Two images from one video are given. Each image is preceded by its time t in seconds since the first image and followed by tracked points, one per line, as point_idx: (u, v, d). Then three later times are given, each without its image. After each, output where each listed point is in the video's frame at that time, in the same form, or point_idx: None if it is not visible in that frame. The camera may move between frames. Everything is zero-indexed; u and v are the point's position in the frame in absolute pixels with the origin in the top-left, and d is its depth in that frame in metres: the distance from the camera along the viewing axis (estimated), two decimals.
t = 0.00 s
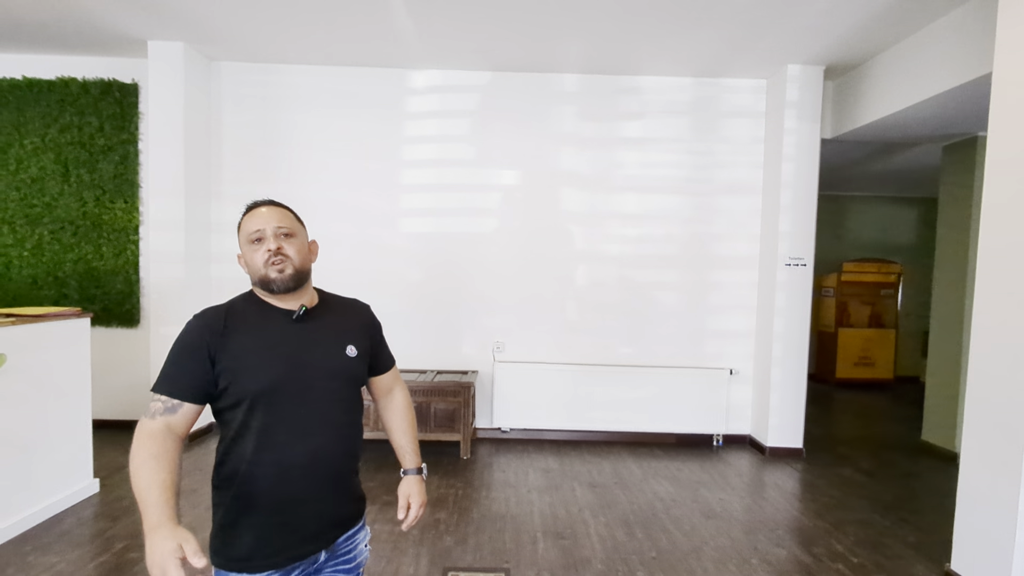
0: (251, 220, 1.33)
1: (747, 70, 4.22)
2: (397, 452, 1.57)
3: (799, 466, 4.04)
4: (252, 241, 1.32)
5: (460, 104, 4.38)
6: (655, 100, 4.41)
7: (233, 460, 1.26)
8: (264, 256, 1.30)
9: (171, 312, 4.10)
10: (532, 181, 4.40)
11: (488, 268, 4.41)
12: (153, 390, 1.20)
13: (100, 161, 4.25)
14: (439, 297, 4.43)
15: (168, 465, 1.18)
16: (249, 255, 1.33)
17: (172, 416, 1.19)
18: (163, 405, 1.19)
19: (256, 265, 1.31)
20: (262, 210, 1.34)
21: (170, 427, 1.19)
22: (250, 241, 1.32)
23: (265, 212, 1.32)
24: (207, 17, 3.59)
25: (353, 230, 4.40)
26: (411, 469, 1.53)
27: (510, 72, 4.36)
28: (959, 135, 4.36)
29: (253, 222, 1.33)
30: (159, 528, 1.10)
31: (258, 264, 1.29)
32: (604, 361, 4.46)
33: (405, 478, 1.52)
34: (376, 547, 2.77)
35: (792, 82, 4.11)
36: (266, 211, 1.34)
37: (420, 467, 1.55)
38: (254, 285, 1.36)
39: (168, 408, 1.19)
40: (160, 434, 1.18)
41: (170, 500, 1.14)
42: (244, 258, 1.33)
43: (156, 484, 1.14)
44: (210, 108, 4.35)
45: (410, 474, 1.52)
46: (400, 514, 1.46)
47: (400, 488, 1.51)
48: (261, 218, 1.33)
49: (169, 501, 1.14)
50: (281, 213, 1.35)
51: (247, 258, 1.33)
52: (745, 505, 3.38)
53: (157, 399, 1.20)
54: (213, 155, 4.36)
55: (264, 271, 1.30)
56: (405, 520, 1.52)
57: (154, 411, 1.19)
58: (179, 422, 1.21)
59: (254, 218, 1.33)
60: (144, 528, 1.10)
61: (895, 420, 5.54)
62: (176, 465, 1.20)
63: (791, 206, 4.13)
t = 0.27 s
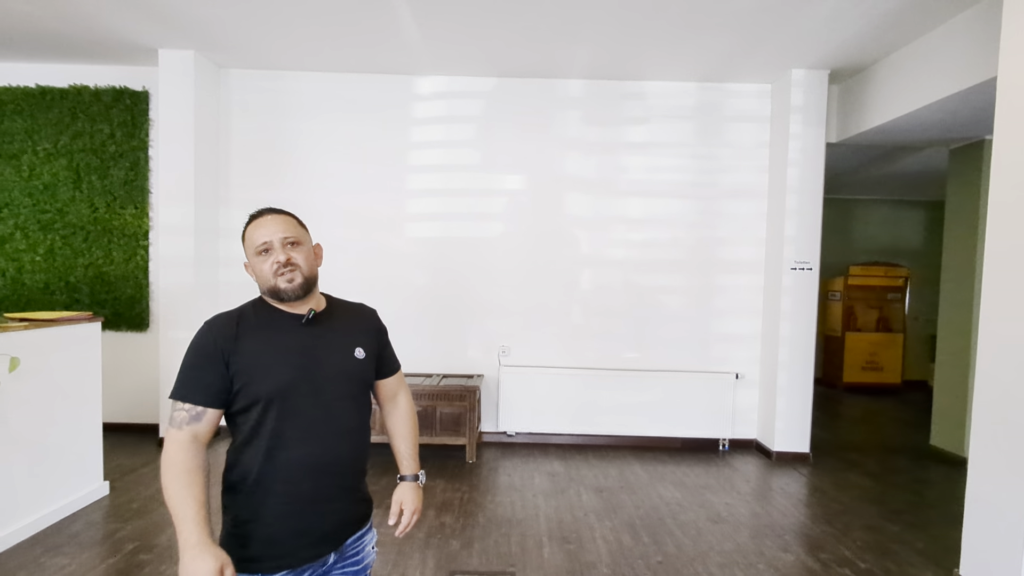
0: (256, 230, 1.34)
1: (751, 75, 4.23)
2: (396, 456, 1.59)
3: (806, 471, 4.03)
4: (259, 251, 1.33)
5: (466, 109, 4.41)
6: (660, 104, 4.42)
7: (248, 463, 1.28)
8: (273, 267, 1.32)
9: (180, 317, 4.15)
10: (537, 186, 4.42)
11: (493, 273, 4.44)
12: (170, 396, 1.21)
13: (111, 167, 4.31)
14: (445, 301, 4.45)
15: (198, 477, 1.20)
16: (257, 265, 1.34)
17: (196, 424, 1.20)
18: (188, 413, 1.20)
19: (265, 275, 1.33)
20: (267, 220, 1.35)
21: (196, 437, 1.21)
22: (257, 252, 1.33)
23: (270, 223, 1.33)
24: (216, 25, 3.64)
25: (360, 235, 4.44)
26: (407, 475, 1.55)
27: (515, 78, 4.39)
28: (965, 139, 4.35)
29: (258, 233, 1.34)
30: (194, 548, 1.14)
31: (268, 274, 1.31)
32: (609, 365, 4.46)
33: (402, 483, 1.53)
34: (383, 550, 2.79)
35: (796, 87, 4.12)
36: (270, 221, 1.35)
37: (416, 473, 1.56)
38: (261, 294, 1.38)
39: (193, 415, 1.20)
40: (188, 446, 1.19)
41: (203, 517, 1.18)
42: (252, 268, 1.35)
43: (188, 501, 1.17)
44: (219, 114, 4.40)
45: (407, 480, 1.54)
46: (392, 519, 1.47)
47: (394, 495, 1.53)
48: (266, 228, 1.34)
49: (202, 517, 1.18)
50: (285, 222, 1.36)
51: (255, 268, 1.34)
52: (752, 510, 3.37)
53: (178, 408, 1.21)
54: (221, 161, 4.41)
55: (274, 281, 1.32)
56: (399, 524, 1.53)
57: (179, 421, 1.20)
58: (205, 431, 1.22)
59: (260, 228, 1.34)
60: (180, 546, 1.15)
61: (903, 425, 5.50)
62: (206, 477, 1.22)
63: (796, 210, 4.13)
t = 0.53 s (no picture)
0: (266, 233, 1.36)
1: (756, 78, 4.24)
2: (396, 458, 1.60)
3: (812, 475, 4.01)
4: (268, 254, 1.35)
5: (471, 113, 4.44)
6: (664, 108, 4.44)
7: (254, 465, 1.29)
8: (281, 270, 1.34)
9: (187, 320, 4.18)
10: (542, 189, 4.44)
11: (498, 276, 4.45)
12: (179, 400, 1.22)
13: (120, 171, 4.35)
14: (450, 305, 4.47)
15: (212, 475, 1.22)
16: (265, 267, 1.36)
17: (205, 425, 1.22)
18: (197, 415, 1.22)
19: (273, 278, 1.35)
20: (277, 223, 1.37)
21: (205, 437, 1.23)
22: (266, 254, 1.35)
23: (281, 226, 1.36)
24: (225, 31, 3.68)
25: (365, 238, 4.46)
26: (406, 477, 1.55)
27: (520, 83, 4.41)
28: (971, 142, 4.34)
29: (268, 236, 1.36)
30: (223, 538, 1.17)
31: (275, 277, 1.32)
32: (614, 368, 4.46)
33: (399, 485, 1.53)
34: (388, 552, 2.80)
35: (801, 90, 4.12)
36: (281, 224, 1.37)
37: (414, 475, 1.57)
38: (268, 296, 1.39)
39: (201, 417, 1.22)
40: (198, 446, 1.21)
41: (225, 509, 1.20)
42: (260, 271, 1.37)
43: (208, 496, 1.19)
44: (227, 119, 4.44)
45: (405, 482, 1.54)
46: (386, 520, 1.48)
47: (392, 495, 1.53)
48: (276, 232, 1.36)
49: (222, 511, 1.20)
50: (295, 226, 1.38)
51: (263, 270, 1.36)
52: (757, 514, 3.36)
53: (186, 410, 1.23)
54: (229, 165, 4.45)
55: (281, 284, 1.33)
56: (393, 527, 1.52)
57: (188, 423, 1.22)
58: (214, 431, 1.24)
59: (270, 231, 1.36)
60: (207, 541, 1.16)
61: (911, 429, 5.47)
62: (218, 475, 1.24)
63: (801, 213, 4.12)
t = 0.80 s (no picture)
0: (272, 237, 1.38)
1: (759, 82, 4.24)
2: (402, 461, 1.61)
3: (817, 479, 3.99)
4: (275, 258, 1.37)
5: (475, 117, 4.46)
6: (667, 112, 4.44)
7: (258, 468, 1.30)
8: (286, 274, 1.35)
9: (193, 323, 4.21)
10: (546, 193, 4.45)
11: (502, 279, 4.46)
12: (183, 402, 1.24)
13: (127, 176, 4.39)
14: (454, 308, 4.48)
15: (206, 481, 1.21)
16: (271, 270, 1.37)
17: (206, 428, 1.23)
18: (198, 417, 1.23)
19: (278, 282, 1.36)
20: (283, 227, 1.39)
21: (205, 441, 1.23)
22: (272, 258, 1.37)
23: (287, 230, 1.37)
24: (232, 37, 3.71)
25: (370, 242, 4.48)
26: (412, 481, 1.56)
27: (523, 86, 4.43)
28: (976, 144, 4.32)
29: (273, 240, 1.38)
30: (199, 550, 1.14)
31: (280, 281, 1.34)
32: (618, 371, 4.46)
33: (406, 489, 1.55)
34: (391, 555, 2.80)
35: (805, 93, 4.12)
36: (286, 229, 1.38)
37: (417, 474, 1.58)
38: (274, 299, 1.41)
39: (203, 419, 1.23)
40: (197, 449, 1.21)
41: (209, 520, 1.18)
42: (266, 274, 1.38)
43: (195, 503, 1.18)
44: (233, 124, 4.48)
45: (412, 485, 1.55)
46: (396, 524, 1.50)
47: (400, 498, 1.55)
48: (282, 236, 1.37)
49: (207, 520, 1.18)
50: (301, 231, 1.39)
51: (269, 273, 1.38)
52: (762, 518, 3.35)
53: (189, 411, 1.24)
54: (235, 169, 4.48)
55: (286, 288, 1.35)
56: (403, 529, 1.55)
57: (189, 424, 1.23)
58: (214, 434, 1.24)
59: (277, 235, 1.37)
60: (185, 548, 1.15)
61: (917, 433, 5.44)
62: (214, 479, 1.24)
63: (805, 216, 4.12)
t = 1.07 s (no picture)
0: (278, 239, 1.39)
1: (762, 84, 4.25)
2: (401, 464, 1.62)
3: (821, 482, 3.98)
4: (279, 259, 1.38)
5: (479, 120, 4.48)
6: (671, 114, 4.45)
7: (261, 471, 1.31)
8: (291, 275, 1.36)
9: (198, 325, 4.23)
10: (550, 195, 4.46)
11: (505, 281, 4.47)
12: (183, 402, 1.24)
13: (134, 179, 4.43)
14: (458, 310, 4.49)
15: (214, 478, 1.23)
16: (276, 272, 1.38)
17: (210, 430, 1.24)
18: (202, 420, 1.23)
19: (283, 283, 1.37)
20: (289, 230, 1.40)
21: (210, 441, 1.24)
22: (277, 259, 1.38)
23: (293, 233, 1.39)
24: (238, 41, 3.74)
25: (374, 244, 4.50)
26: (411, 484, 1.57)
27: (527, 89, 4.45)
28: (981, 147, 4.31)
29: (279, 242, 1.39)
30: (225, 541, 1.18)
31: (285, 282, 1.35)
32: (621, 374, 4.46)
33: (403, 492, 1.56)
34: (395, 557, 2.81)
35: (808, 96, 4.12)
36: (292, 231, 1.40)
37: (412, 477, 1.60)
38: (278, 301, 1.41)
39: (207, 422, 1.23)
40: (200, 449, 1.22)
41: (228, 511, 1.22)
42: (271, 275, 1.39)
43: (209, 498, 1.20)
44: (239, 127, 4.51)
45: (409, 489, 1.56)
46: (390, 526, 1.50)
47: (397, 501, 1.56)
48: (287, 238, 1.39)
49: (226, 512, 1.21)
50: (307, 234, 1.41)
51: (274, 275, 1.39)
52: (766, 521, 3.34)
53: (191, 414, 1.24)
54: (240, 172, 4.51)
55: (291, 289, 1.36)
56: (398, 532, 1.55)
57: (192, 427, 1.23)
58: (217, 436, 1.25)
59: (282, 237, 1.39)
60: (211, 541, 1.18)
61: (922, 436, 5.42)
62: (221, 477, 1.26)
63: (809, 218, 4.12)
